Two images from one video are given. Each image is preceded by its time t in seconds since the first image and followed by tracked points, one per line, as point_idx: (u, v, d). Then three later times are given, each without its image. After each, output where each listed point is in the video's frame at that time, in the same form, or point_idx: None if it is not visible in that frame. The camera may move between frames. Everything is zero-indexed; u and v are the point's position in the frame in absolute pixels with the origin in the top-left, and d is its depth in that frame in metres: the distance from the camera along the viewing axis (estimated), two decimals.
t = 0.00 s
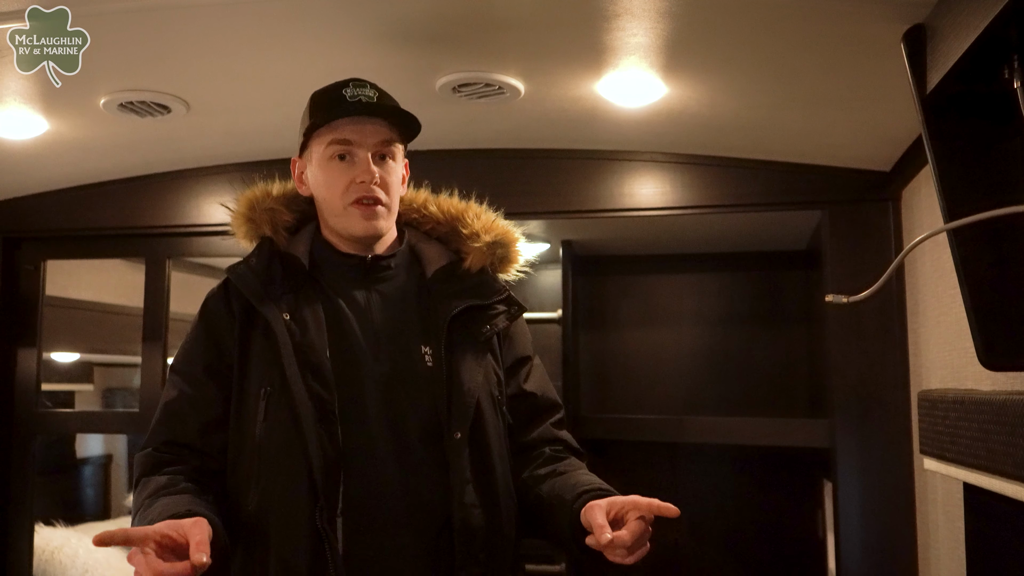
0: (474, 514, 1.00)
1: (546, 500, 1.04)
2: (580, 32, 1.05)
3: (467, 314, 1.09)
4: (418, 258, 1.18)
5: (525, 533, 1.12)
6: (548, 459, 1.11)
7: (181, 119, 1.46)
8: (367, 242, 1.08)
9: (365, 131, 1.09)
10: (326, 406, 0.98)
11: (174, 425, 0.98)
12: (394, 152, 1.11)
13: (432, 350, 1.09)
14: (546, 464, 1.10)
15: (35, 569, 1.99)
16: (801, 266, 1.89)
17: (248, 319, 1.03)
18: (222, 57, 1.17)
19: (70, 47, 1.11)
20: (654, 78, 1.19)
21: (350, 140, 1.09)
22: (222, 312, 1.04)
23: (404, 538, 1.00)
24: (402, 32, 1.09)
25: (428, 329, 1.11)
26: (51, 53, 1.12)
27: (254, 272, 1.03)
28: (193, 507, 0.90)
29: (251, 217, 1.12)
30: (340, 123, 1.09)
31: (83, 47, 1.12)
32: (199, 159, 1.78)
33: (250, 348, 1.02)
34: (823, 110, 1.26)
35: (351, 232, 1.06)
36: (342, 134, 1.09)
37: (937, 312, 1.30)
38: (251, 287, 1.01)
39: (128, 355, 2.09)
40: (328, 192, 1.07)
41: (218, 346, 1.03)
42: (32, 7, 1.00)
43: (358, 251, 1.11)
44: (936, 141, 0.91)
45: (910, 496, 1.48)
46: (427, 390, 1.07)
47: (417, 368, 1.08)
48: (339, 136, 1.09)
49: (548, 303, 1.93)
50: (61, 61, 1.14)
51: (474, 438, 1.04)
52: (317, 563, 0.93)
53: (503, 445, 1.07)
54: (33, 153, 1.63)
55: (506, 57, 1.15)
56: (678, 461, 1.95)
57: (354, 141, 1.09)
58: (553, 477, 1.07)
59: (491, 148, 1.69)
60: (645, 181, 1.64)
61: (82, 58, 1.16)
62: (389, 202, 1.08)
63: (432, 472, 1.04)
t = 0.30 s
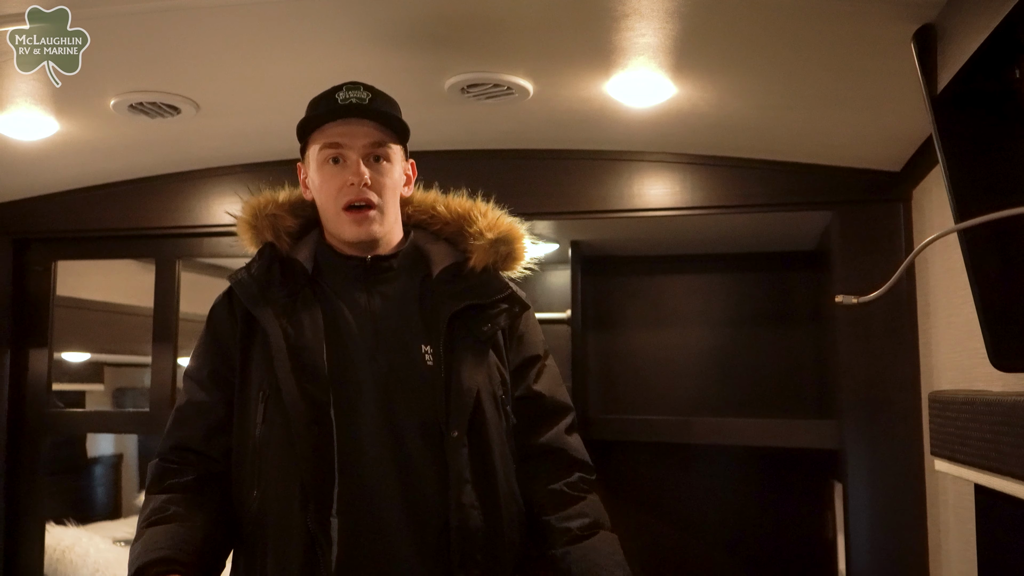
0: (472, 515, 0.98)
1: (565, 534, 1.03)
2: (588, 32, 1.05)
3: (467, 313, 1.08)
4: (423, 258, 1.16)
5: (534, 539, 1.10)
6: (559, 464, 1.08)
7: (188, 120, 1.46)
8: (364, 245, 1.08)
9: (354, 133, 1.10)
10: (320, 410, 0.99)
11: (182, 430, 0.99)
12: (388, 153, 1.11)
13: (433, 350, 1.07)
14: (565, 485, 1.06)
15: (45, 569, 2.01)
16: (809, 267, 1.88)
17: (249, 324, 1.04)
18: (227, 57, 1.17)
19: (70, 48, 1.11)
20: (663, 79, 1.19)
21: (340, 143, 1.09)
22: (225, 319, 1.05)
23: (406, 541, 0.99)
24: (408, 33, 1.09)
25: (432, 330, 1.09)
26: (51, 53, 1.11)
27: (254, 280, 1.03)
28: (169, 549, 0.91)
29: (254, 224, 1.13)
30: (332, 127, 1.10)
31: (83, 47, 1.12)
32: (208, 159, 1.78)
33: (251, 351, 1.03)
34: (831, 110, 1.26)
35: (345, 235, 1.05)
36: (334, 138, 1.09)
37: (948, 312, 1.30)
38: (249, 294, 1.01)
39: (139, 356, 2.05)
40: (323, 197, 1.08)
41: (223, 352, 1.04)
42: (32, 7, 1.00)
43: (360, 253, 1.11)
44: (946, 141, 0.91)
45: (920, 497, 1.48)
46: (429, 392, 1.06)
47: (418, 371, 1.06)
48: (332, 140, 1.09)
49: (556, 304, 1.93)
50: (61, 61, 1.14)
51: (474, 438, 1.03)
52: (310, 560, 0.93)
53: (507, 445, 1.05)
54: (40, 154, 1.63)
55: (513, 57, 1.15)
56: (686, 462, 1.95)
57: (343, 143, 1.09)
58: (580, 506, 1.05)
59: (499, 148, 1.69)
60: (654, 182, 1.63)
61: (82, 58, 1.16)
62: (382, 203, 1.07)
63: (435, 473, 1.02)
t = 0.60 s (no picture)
0: (466, 516, 0.98)
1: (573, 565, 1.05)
2: (599, 29, 1.05)
3: (468, 315, 1.06)
4: (429, 257, 1.13)
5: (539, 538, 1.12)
6: (560, 469, 1.07)
7: (199, 119, 1.47)
8: (368, 242, 1.06)
9: (361, 131, 1.09)
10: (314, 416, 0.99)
11: (193, 433, 1.00)
12: (396, 152, 1.10)
13: (434, 352, 1.05)
14: (571, 507, 1.06)
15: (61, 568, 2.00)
16: (824, 265, 1.88)
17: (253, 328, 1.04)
18: (231, 56, 1.17)
19: (69, 47, 1.11)
20: (677, 77, 1.19)
21: (347, 139, 1.09)
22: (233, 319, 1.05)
23: (400, 544, 0.98)
24: (418, 31, 1.09)
25: (434, 329, 1.08)
26: (51, 53, 1.11)
27: (257, 284, 1.04)
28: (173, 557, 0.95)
29: (260, 227, 1.13)
30: (339, 124, 1.09)
31: (83, 46, 1.12)
32: (222, 159, 1.79)
33: (256, 356, 1.03)
34: (840, 107, 1.25)
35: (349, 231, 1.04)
36: (341, 135, 1.09)
37: (964, 310, 1.29)
38: (251, 300, 1.02)
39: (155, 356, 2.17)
40: (328, 193, 1.07)
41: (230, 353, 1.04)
42: (32, 7, 1.00)
43: (362, 254, 1.09)
44: (962, 137, 0.90)
45: (936, 496, 1.47)
46: (430, 391, 1.04)
47: (418, 373, 1.05)
48: (339, 137, 1.09)
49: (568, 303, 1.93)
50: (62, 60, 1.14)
51: (473, 439, 1.02)
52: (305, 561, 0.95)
53: (507, 445, 1.05)
54: (51, 154, 1.64)
55: (526, 55, 1.15)
56: (700, 461, 1.94)
57: (350, 140, 1.09)
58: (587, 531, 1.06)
59: (512, 147, 1.69)
60: (667, 180, 1.63)
61: (82, 57, 1.16)
62: (388, 201, 1.06)
63: (433, 474, 1.01)
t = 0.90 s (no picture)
0: (478, 518, 0.98)
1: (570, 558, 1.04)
2: (606, 28, 1.05)
3: (475, 317, 1.07)
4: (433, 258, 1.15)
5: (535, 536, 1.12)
6: (562, 468, 1.07)
7: (206, 119, 1.47)
8: (377, 246, 1.08)
9: (372, 135, 1.09)
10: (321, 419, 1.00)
11: (199, 434, 0.99)
12: (405, 155, 1.11)
13: (441, 354, 1.06)
14: (569, 502, 1.06)
15: (72, 568, 2.02)
16: (831, 264, 1.87)
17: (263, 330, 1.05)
18: (234, 57, 1.18)
19: (70, 47, 1.11)
20: (684, 75, 1.19)
21: (357, 143, 1.09)
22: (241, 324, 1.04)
23: (406, 542, 0.99)
24: (423, 30, 1.09)
25: (440, 332, 1.09)
26: (51, 53, 1.12)
27: (265, 285, 1.04)
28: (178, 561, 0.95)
29: (267, 227, 1.13)
30: (349, 127, 1.09)
31: (83, 46, 1.12)
32: (230, 159, 1.79)
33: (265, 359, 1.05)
34: (846, 104, 1.25)
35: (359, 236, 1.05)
36: (350, 138, 1.09)
37: (974, 308, 1.28)
38: (260, 298, 1.02)
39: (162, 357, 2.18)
40: (337, 197, 1.07)
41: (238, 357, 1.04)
42: (33, 8, 1.01)
43: (369, 255, 1.10)
44: (971, 135, 0.90)
45: (946, 495, 1.47)
46: (436, 394, 1.05)
47: (423, 373, 1.06)
48: (349, 140, 1.09)
49: (576, 301, 1.93)
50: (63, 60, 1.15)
51: (482, 442, 1.03)
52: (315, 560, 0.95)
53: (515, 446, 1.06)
54: (58, 155, 1.65)
55: (532, 54, 1.15)
56: (709, 461, 1.94)
57: (361, 145, 1.09)
58: (583, 526, 1.05)
59: (519, 146, 1.69)
60: (674, 178, 1.63)
61: (83, 58, 1.16)
62: (397, 206, 1.07)
63: (440, 476, 1.02)
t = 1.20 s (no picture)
0: (502, 517, 1.01)
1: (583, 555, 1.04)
2: (615, 27, 1.05)
3: (502, 318, 1.08)
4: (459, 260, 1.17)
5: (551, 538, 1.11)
6: (582, 468, 1.07)
7: (215, 120, 1.48)
8: (405, 246, 1.08)
9: (404, 136, 1.09)
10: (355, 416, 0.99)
11: (226, 431, 1.00)
12: (435, 158, 1.11)
13: (469, 354, 1.06)
14: (587, 501, 1.06)
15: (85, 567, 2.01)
16: (841, 263, 1.87)
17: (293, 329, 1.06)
18: (241, 57, 1.18)
19: (70, 47, 1.12)
20: (694, 74, 1.19)
21: (389, 144, 1.09)
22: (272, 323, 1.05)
23: (432, 538, 1.00)
24: (431, 30, 1.09)
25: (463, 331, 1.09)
26: (51, 53, 1.12)
27: (295, 282, 1.04)
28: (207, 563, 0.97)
29: (297, 227, 1.14)
30: (382, 127, 1.10)
31: (82, 46, 1.12)
32: (239, 159, 1.80)
33: (294, 354, 1.05)
34: (853, 102, 1.25)
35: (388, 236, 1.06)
36: (383, 139, 1.09)
37: (985, 308, 1.28)
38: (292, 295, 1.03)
39: (173, 356, 2.22)
40: (368, 197, 1.08)
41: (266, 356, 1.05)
42: (32, 8, 1.01)
43: (396, 256, 1.11)
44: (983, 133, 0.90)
45: (957, 495, 1.46)
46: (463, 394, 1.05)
47: (449, 372, 1.05)
48: (381, 140, 1.09)
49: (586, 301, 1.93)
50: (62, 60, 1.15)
51: (507, 440, 1.04)
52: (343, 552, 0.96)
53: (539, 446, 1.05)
54: (66, 156, 1.65)
55: (542, 53, 1.15)
56: (719, 461, 1.94)
57: (392, 145, 1.09)
58: (600, 524, 1.06)
59: (529, 145, 1.69)
60: (684, 177, 1.63)
61: (84, 58, 1.17)
62: (427, 207, 1.08)
63: (465, 474, 1.02)
